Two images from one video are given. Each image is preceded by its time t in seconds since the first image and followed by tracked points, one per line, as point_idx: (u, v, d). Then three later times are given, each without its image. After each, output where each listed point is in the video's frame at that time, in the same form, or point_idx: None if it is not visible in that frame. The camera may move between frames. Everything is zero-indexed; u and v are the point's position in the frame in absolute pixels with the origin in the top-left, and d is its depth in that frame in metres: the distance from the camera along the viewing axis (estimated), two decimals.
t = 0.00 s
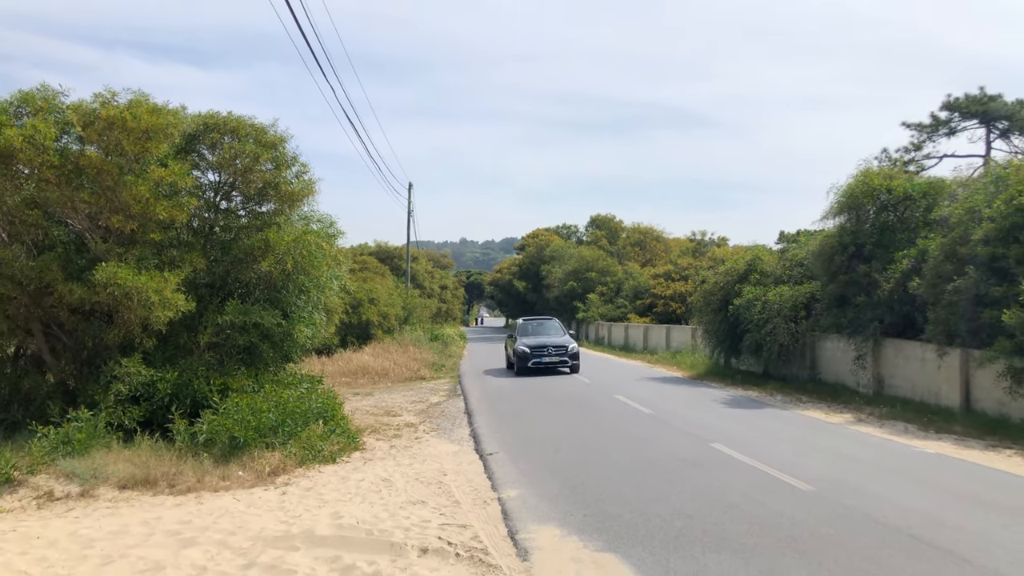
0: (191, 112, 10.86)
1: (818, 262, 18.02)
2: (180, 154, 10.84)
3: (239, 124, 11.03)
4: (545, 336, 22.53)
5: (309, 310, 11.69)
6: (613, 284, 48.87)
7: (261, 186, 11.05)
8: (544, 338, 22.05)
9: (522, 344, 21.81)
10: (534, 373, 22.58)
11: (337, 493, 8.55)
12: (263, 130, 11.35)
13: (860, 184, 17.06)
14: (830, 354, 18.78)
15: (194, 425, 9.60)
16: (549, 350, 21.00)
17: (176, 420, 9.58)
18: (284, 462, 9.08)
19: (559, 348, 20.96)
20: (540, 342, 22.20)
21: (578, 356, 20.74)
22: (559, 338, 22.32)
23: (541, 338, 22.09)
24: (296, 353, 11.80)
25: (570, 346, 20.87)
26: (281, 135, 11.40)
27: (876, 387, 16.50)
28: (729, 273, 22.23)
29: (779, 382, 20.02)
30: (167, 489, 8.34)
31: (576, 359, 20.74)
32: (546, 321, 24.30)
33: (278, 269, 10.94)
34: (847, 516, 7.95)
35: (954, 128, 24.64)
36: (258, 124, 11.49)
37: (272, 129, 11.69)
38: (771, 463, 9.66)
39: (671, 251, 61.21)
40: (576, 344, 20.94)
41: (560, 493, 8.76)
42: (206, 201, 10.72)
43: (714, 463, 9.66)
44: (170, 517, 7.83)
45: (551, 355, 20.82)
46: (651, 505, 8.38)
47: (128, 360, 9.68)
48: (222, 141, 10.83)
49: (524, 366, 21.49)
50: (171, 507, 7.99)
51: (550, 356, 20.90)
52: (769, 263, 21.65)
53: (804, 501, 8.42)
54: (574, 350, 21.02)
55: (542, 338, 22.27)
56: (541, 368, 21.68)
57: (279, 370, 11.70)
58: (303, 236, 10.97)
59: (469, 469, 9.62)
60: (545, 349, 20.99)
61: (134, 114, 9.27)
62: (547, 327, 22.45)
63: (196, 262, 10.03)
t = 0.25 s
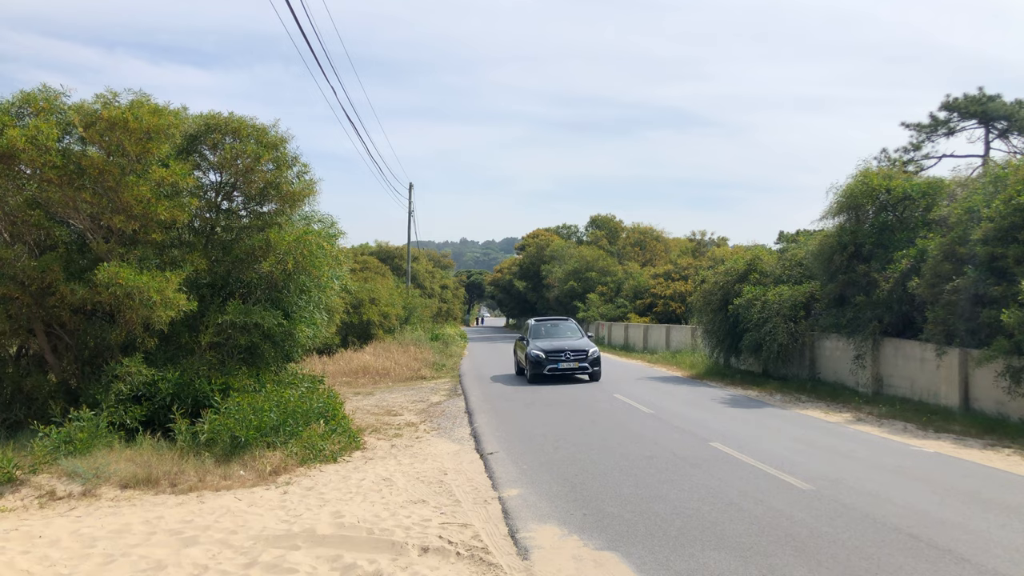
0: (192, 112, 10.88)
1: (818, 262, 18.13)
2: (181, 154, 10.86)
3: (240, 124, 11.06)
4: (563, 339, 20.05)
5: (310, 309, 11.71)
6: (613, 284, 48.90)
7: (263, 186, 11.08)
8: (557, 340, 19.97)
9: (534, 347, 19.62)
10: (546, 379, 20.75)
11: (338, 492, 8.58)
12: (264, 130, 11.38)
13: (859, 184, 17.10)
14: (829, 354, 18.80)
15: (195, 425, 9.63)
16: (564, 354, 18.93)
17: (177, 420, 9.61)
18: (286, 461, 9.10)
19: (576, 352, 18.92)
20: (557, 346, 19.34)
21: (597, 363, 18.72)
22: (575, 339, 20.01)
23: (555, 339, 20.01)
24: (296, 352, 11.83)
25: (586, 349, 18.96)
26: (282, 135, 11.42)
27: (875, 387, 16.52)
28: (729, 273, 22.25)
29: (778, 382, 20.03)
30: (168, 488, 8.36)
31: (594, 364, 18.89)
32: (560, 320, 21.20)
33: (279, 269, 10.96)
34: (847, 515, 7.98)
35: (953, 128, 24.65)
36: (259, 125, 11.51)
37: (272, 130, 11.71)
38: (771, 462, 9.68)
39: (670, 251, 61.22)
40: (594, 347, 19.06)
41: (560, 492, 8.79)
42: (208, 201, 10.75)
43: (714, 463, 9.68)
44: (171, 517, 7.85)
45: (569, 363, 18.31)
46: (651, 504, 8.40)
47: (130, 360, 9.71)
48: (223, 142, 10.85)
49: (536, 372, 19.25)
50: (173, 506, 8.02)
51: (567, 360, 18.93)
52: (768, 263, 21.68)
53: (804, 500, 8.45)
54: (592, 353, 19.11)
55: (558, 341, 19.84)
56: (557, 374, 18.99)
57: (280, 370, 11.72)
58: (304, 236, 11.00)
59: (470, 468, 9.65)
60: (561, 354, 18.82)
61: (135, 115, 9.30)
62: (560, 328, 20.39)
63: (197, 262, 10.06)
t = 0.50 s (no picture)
0: (193, 113, 10.87)
1: (819, 262, 18.15)
2: (182, 154, 10.87)
3: (240, 125, 11.06)
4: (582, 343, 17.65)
5: (310, 310, 11.71)
6: (613, 284, 48.90)
7: (263, 187, 11.09)
8: (575, 344, 17.54)
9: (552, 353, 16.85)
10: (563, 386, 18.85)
11: (339, 492, 8.58)
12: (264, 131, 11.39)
13: (860, 184, 17.11)
14: (830, 354, 18.79)
15: (196, 425, 9.64)
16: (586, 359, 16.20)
17: (178, 420, 9.62)
18: (286, 461, 9.10)
19: (600, 358, 16.23)
20: (578, 353, 16.41)
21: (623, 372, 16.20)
22: (594, 344, 17.76)
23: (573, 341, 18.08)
24: (297, 353, 11.84)
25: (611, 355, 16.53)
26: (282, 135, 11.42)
27: (875, 387, 16.50)
28: (730, 273, 22.26)
29: (779, 382, 20.02)
30: (169, 488, 8.37)
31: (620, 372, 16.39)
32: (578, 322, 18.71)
33: (280, 269, 10.97)
34: (847, 515, 7.97)
35: (953, 128, 24.65)
36: (260, 125, 11.50)
37: (273, 130, 11.71)
38: (771, 462, 9.68)
39: (671, 251, 61.20)
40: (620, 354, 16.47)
41: (560, 492, 8.79)
42: (208, 201, 10.75)
43: (714, 463, 9.68)
44: (172, 517, 7.86)
45: (591, 369, 16.14)
46: (652, 504, 8.40)
47: (131, 361, 9.71)
48: (224, 142, 10.85)
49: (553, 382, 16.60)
50: (174, 506, 8.02)
51: (590, 368, 16.14)
52: (769, 263, 21.67)
53: (804, 500, 8.44)
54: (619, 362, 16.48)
55: (575, 346, 17.32)
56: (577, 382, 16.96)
57: (281, 370, 11.72)
58: (304, 236, 11.01)
59: (470, 468, 9.64)
60: (583, 361, 16.21)
61: (136, 115, 9.29)
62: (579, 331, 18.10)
63: (198, 262, 10.07)
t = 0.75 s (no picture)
0: (194, 113, 10.87)
1: (820, 261, 18.14)
2: (182, 154, 10.87)
3: (241, 125, 11.05)
4: (613, 348, 14.96)
5: (311, 309, 11.71)
6: (614, 283, 48.90)
7: (264, 186, 11.08)
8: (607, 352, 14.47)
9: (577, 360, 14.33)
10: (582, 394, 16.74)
11: (340, 492, 8.58)
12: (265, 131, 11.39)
13: (861, 184, 17.11)
14: (831, 353, 18.77)
15: (197, 425, 9.64)
16: (618, 367, 13.80)
17: (179, 420, 9.62)
18: (287, 461, 9.10)
19: (636, 367, 13.82)
20: (607, 359, 14.02)
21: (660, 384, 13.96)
22: (628, 349, 14.85)
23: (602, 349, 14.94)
24: (298, 353, 11.83)
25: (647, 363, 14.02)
26: (283, 135, 11.42)
27: (877, 387, 16.48)
28: (731, 273, 22.24)
29: (780, 382, 20.01)
30: (170, 488, 8.36)
31: (660, 384, 13.88)
32: (608, 324, 15.89)
33: (281, 268, 10.97)
34: (847, 514, 7.97)
35: (954, 128, 24.64)
36: (261, 125, 11.49)
37: (273, 130, 11.70)
38: (771, 462, 9.68)
39: (672, 251, 61.14)
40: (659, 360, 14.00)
41: (560, 492, 8.79)
42: (209, 201, 10.74)
43: (715, 462, 9.68)
44: (173, 517, 7.87)
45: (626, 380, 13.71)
46: (653, 503, 8.40)
47: (132, 360, 9.71)
48: (224, 142, 10.84)
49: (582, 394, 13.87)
50: (175, 505, 8.03)
51: (623, 379, 13.71)
52: (770, 262, 21.65)
53: (805, 499, 8.44)
54: (656, 372, 14.07)
55: (611, 355, 14.18)
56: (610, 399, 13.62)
57: (282, 370, 11.72)
58: (305, 235, 11.01)
59: (471, 468, 9.64)
60: (616, 370, 13.78)
61: (137, 115, 9.28)
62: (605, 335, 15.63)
63: (199, 262, 10.07)
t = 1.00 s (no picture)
0: (195, 113, 10.87)
1: (821, 261, 18.11)
2: (183, 154, 10.87)
3: (242, 124, 11.05)
4: (651, 355, 12.73)
5: (312, 310, 11.70)
6: (615, 283, 48.90)
7: (265, 186, 11.08)
8: (648, 363, 12.10)
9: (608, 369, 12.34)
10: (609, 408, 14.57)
11: (341, 492, 8.58)
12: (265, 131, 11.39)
13: (862, 184, 17.11)
14: (832, 353, 18.74)
15: (199, 425, 9.64)
16: (663, 381, 11.57)
17: (180, 420, 9.62)
18: (288, 461, 9.10)
19: (683, 380, 11.62)
20: (648, 370, 11.81)
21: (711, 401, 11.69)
22: (669, 357, 12.67)
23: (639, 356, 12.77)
24: (299, 353, 11.83)
25: (697, 376, 11.75)
26: (284, 135, 11.42)
27: (878, 386, 16.48)
28: (732, 273, 22.24)
29: (781, 382, 20.00)
30: (171, 488, 8.37)
31: (710, 399, 11.79)
32: (644, 325, 13.83)
33: (282, 269, 10.97)
34: (848, 514, 7.97)
35: (955, 128, 24.62)
36: (261, 125, 11.49)
37: (274, 130, 11.69)
38: (772, 462, 9.68)
39: (673, 251, 61.08)
40: (710, 371, 11.84)
41: (561, 491, 8.79)
42: (210, 201, 10.75)
43: (716, 462, 9.68)
44: (174, 516, 7.88)
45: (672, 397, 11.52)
46: (654, 503, 8.41)
47: (133, 360, 9.71)
48: (225, 142, 10.83)
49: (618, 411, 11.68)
50: (176, 505, 8.04)
51: (668, 394, 11.55)
52: (771, 262, 21.64)
53: (806, 499, 8.44)
54: (706, 386, 11.86)
55: (653, 364, 11.94)
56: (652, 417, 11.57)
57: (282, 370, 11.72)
58: (306, 235, 11.02)
59: (472, 468, 9.63)
60: (660, 383, 11.55)
61: (138, 115, 9.28)
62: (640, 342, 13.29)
63: (200, 262, 10.07)
